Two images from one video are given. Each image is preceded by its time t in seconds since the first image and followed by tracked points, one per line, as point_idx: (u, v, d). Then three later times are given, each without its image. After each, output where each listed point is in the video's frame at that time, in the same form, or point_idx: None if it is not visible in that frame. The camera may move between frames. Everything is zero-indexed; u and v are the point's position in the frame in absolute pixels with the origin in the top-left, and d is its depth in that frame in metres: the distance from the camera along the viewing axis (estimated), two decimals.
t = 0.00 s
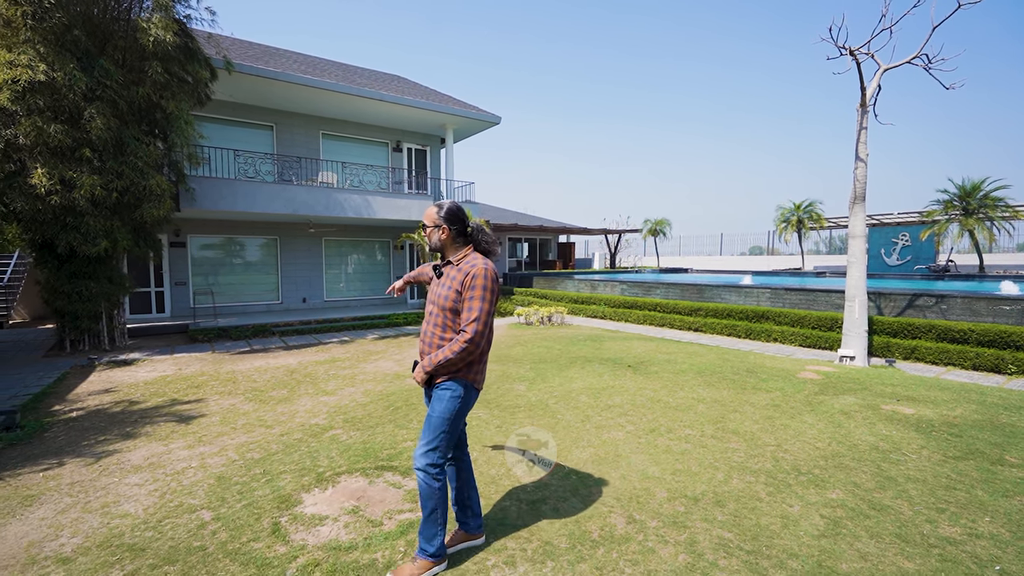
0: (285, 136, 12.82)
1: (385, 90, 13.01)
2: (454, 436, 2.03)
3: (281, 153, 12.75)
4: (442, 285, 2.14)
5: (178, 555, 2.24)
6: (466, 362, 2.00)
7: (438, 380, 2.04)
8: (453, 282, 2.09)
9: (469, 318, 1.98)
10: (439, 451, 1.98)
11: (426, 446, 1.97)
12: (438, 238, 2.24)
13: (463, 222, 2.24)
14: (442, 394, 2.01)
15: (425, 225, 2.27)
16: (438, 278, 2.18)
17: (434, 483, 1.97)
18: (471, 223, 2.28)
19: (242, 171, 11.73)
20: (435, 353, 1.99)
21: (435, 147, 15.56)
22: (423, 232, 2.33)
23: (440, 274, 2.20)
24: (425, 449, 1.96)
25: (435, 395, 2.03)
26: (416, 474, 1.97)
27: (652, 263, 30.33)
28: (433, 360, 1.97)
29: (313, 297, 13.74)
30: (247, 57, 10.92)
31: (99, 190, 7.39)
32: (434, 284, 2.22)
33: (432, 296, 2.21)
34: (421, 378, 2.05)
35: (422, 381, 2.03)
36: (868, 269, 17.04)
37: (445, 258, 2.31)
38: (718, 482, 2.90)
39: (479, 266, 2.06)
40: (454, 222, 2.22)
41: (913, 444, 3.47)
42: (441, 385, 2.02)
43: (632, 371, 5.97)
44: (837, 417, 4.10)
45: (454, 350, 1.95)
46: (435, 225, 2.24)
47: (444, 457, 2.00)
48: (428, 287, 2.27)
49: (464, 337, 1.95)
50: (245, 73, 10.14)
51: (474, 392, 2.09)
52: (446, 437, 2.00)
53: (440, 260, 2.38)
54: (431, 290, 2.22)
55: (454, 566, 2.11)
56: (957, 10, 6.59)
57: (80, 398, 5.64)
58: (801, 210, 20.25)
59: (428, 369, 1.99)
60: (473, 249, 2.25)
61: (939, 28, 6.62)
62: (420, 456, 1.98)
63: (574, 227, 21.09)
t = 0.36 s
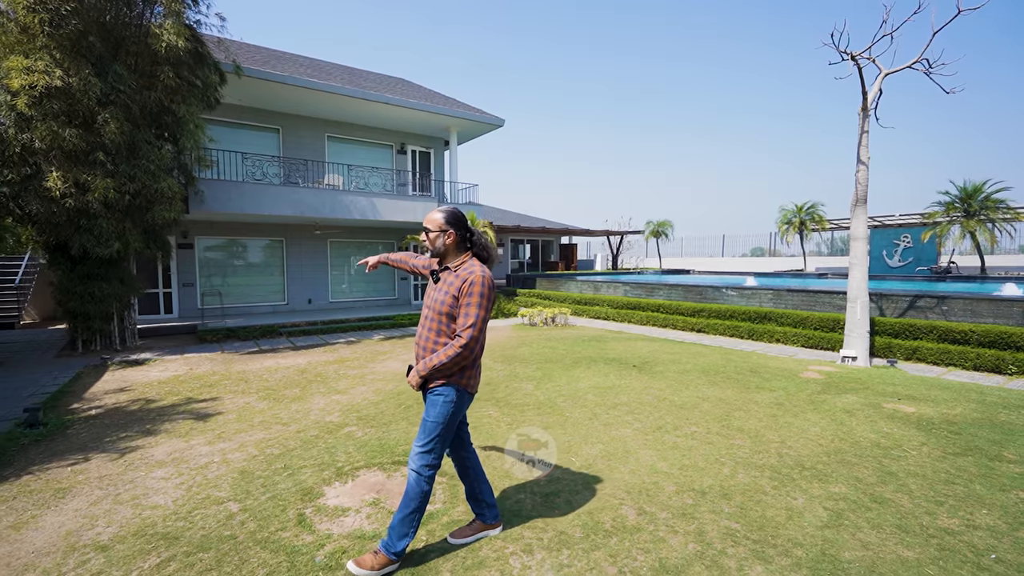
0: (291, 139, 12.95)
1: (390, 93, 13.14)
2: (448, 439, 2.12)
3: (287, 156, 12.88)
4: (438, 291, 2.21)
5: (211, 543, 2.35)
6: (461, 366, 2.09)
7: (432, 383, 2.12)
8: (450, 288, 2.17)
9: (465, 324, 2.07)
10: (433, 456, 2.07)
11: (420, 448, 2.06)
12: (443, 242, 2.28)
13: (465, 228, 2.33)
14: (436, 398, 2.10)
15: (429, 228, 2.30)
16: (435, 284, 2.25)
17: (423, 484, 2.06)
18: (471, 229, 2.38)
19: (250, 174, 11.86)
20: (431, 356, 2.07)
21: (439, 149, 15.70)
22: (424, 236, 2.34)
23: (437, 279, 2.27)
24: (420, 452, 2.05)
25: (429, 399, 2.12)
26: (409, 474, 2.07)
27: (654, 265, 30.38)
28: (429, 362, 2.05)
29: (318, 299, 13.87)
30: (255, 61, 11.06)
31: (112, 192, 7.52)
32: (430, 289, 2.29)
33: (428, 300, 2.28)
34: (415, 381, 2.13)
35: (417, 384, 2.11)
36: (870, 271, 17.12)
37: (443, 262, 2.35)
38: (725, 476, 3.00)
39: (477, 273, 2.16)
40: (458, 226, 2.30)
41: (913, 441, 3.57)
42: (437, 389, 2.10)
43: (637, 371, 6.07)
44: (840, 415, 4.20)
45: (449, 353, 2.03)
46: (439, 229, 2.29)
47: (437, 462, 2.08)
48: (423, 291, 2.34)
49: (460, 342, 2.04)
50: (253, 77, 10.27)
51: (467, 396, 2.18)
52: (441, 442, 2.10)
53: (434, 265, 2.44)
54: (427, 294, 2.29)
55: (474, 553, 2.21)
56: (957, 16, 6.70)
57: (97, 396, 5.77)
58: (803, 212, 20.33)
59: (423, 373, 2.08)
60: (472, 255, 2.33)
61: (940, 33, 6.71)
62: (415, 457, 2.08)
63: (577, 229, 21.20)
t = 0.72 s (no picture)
0: (309, 142, 13.21)
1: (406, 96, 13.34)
2: (446, 436, 2.17)
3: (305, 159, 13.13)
4: (433, 289, 2.24)
5: (251, 528, 2.49)
6: (452, 365, 2.12)
7: (423, 381, 2.14)
8: (445, 286, 2.20)
9: (459, 322, 2.10)
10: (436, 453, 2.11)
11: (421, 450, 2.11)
12: (444, 240, 2.29)
13: (466, 226, 2.37)
14: (430, 399, 2.13)
15: (431, 225, 2.29)
16: (431, 281, 2.28)
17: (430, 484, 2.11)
18: (470, 228, 2.42)
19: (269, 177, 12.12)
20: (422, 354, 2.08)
21: (453, 151, 15.87)
22: (424, 233, 2.33)
23: (432, 276, 2.30)
24: (422, 454, 2.11)
25: (423, 399, 2.15)
26: (415, 476, 2.11)
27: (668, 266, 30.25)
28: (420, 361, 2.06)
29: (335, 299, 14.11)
30: (276, 67, 11.33)
31: (140, 196, 7.79)
32: (424, 286, 2.31)
33: (421, 298, 2.29)
34: (405, 379, 2.15)
35: (407, 382, 2.13)
36: (888, 272, 16.92)
37: (440, 260, 2.36)
38: (742, 472, 3.07)
39: (473, 273, 2.19)
40: (461, 225, 2.33)
41: (931, 441, 3.60)
42: (428, 388, 2.13)
43: (652, 371, 6.13)
44: (856, 415, 4.23)
45: (442, 352, 2.05)
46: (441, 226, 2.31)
47: (440, 461, 2.13)
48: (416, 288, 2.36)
49: (452, 341, 2.06)
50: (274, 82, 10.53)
51: (460, 394, 2.21)
52: (440, 439, 2.15)
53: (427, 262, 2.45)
54: (421, 292, 2.31)
55: (500, 541, 2.32)
56: (977, 15, 6.66)
57: (129, 392, 6.01)
58: (820, 212, 20.15)
59: (414, 371, 2.10)
60: (469, 255, 2.38)
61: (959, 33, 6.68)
62: (419, 460, 2.13)
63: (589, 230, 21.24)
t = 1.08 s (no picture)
0: (340, 146, 13.59)
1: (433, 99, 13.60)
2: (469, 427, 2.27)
3: (336, 162, 13.51)
4: (456, 288, 2.33)
5: (304, 509, 2.68)
6: (474, 362, 2.18)
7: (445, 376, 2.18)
8: (468, 285, 2.29)
9: (483, 318, 2.18)
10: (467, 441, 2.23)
11: (451, 443, 2.21)
12: (462, 241, 2.35)
13: (480, 225, 2.42)
14: (453, 394, 2.20)
15: (448, 228, 2.33)
16: (452, 280, 2.36)
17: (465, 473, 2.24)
18: (483, 225, 2.47)
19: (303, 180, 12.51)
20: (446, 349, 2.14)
21: (479, 153, 16.06)
22: (441, 236, 2.37)
23: (453, 276, 2.38)
24: (452, 445, 2.20)
25: (446, 393, 2.21)
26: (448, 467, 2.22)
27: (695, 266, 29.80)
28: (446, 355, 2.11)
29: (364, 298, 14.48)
30: (310, 74, 11.73)
31: (186, 200, 8.21)
32: (446, 286, 2.40)
33: (443, 297, 2.36)
34: (427, 375, 2.18)
35: (429, 378, 2.17)
36: (928, 271, 16.34)
37: (459, 260, 2.42)
38: (773, 468, 3.11)
39: (494, 271, 2.28)
40: (476, 224, 2.38)
41: (969, 442, 3.55)
42: (451, 382, 2.18)
43: (680, 370, 6.15)
44: (891, 416, 4.19)
45: (467, 347, 2.11)
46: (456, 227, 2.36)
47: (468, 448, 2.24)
48: (437, 288, 2.44)
49: (478, 335, 2.14)
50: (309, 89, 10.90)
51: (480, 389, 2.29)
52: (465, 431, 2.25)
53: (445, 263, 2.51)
54: (442, 291, 2.40)
55: (537, 526, 2.44)
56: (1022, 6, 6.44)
57: (179, 385, 6.37)
58: (854, 210, 19.58)
59: (437, 366, 2.14)
60: (486, 253, 2.45)
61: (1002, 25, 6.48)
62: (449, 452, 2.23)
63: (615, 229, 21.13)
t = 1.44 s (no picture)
0: (378, 149, 14.01)
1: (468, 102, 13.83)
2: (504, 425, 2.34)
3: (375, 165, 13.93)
4: (482, 287, 2.39)
5: (360, 492, 2.88)
6: (505, 358, 2.24)
7: (477, 373, 2.25)
8: (495, 284, 2.36)
9: (512, 316, 2.25)
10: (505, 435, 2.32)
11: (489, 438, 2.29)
12: (487, 241, 2.42)
13: (503, 225, 2.49)
14: (485, 390, 2.27)
15: (473, 229, 2.41)
16: (477, 280, 2.43)
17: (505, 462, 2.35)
18: (507, 226, 2.54)
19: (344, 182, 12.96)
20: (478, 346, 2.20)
21: (513, 153, 16.21)
22: (466, 237, 2.45)
23: (478, 276, 2.44)
24: (490, 439, 2.29)
25: (479, 390, 2.27)
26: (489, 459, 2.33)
27: (732, 266, 29.07)
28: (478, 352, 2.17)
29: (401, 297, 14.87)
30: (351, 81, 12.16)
31: (238, 204, 8.69)
32: (472, 285, 2.46)
33: (470, 297, 2.43)
34: (459, 372, 2.23)
35: (461, 376, 2.22)
36: (985, 271, 15.46)
37: (484, 261, 2.49)
38: (815, 468, 3.11)
39: (519, 270, 2.35)
40: (500, 225, 2.46)
41: None
42: (483, 379, 2.24)
43: (718, 370, 6.12)
44: (941, 419, 4.08)
45: (499, 344, 2.18)
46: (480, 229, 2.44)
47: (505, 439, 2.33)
48: (463, 287, 2.50)
49: (509, 333, 2.20)
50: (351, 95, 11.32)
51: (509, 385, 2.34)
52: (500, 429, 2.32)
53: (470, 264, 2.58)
54: (469, 291, 2.46)
55: (580, 515, 2.54)
56: None
57: (233, 378, 6.79)
58: (904, 207, 18.72)
59: (469, 364, 2.19)
60: (510, 253, 2.52)
61: None
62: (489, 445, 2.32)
63: (649, 229, 20.91)
